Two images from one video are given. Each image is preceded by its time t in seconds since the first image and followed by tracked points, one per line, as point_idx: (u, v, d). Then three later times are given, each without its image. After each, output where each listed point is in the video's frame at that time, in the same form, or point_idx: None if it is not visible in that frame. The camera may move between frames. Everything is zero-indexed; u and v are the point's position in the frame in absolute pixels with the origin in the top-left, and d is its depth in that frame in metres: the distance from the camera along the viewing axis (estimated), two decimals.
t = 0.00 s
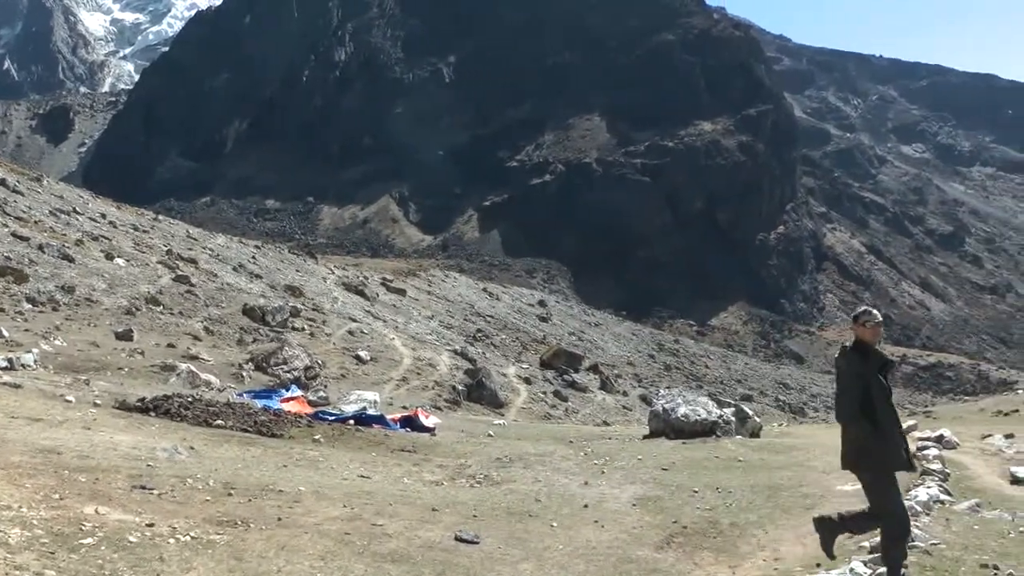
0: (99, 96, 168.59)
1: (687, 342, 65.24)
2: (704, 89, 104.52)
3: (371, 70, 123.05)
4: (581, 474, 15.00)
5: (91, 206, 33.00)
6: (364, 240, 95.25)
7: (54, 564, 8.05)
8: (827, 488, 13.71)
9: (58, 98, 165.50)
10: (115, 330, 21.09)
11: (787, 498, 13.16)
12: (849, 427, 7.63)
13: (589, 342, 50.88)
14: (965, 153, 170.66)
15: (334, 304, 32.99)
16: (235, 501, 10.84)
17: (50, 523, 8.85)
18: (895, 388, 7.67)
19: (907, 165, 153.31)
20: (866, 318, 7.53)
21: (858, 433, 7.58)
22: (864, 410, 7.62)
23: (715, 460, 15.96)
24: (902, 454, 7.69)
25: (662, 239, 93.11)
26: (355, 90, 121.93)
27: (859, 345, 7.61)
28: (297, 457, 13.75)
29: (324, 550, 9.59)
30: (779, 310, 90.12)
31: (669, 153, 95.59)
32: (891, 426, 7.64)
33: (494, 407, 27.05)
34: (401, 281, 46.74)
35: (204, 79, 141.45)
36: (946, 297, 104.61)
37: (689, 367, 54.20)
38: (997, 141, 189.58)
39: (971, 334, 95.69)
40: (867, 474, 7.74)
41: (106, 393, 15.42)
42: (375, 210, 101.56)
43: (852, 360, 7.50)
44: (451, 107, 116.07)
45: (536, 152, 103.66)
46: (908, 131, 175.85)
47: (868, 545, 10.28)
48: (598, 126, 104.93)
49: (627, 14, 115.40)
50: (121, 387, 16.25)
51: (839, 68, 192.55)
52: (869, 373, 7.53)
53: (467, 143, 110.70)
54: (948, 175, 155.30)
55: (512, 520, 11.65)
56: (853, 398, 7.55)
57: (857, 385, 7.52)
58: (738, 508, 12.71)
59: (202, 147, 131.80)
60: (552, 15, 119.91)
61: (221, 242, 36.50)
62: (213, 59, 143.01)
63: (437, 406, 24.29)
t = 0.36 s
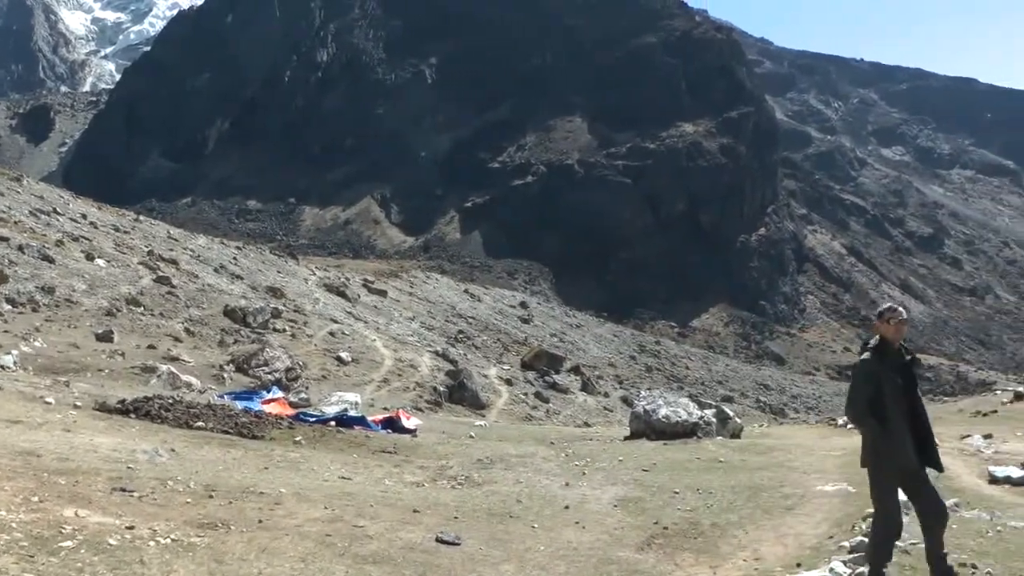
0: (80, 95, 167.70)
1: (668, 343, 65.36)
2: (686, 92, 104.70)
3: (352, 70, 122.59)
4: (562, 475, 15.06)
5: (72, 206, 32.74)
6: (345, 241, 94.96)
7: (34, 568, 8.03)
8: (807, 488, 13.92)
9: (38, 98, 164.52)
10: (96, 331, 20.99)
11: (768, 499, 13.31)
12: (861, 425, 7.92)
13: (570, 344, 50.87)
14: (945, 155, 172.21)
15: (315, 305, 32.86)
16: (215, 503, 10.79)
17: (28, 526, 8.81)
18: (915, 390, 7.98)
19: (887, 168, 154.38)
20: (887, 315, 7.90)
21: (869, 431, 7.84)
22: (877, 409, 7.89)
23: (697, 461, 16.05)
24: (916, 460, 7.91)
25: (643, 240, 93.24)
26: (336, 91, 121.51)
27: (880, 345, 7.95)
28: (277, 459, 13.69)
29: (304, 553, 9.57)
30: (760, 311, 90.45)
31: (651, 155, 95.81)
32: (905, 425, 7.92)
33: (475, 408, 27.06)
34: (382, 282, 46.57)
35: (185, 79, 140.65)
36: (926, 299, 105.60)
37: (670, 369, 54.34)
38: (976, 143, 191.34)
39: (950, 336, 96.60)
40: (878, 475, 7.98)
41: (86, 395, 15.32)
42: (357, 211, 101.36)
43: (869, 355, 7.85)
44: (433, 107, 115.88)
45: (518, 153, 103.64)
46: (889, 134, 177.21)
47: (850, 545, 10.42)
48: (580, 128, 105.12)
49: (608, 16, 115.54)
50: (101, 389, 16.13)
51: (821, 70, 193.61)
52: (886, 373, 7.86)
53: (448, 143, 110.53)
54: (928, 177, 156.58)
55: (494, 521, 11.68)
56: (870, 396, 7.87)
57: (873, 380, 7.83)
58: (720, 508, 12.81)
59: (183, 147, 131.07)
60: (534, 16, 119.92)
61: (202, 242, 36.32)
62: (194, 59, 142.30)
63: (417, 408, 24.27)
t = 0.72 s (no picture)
0: (61, 96, 166.80)
1: (650, 344, 65.59)
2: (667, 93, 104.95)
3: (333, 72, 122.20)
4: (545, 477, 15.08)
5: (53, 208, 32.47)
6: (327, 243, 94.77)
7: (15, 574, 8.03)
8: (789, 488, 14.06)
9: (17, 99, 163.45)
10: (77, 334, 20.90)
11: (750, 498, 13.44)
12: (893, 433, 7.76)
13: (552, 345, 51.01)
14: (925, 157, 173.61)
15: (296, 307, 32.74)
16: (197, 506, 10.77)
17: (8, 532, 8.79)
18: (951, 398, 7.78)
19: (867, 169, 155.61)
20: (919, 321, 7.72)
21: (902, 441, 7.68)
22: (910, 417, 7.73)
23: (678, 462, 16.15)
24: (953, 465, 7.75)
25: (625, 242, 93.14)
26: (318, 92, 121.15)
27: (912, 351, 7.77)
28: (259, 462, 13.67)
29: (287, 556, 9.57)
30: (742, 312, 90.77)
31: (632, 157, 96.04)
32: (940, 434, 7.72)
33: (457, 410, 27.08)
34: (364, 284, 46.47)
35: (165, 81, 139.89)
36: (906, 300, 106.54)
37: (652, 370, 54.58)
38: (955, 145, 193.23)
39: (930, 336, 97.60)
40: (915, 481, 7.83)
41: (67, 398, 15.25)
42: (339, 213, 101.14)
43: (900, 362, 7.69)
44: (414, 109, 115.72)
45: (500, 155, 103.65)
46: (869, 136, 178.75)
47: (830, 545, 10.59)
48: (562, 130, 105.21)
49: (589, 19, 115.60)
50: (82, 392, 16.05)
51: (801, 73, 194.87)
52: (920, 379, 7.68)
53: (430, 145, 110.40)
54: (908, 179, 158.09)
55: (476, 523, 11.71)
56: (902, 405, 7.71)
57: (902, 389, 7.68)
58: (701, 509, 12.90)
59: (164, 149, 130.36)
60: (515, 18, 119.95)
61: (184, 244, 36.12)
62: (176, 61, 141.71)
63: (400, 410, 24.27)
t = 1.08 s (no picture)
0: (35, 97, 165.19)
1: (628, 346, 65.81)
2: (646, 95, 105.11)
3: (311, 73, 121.65)
4: (523, 478, 15.15)
5: (29, 208, 32.12)
6: (304, 244, 94.49)
7: None
8: (768, 488, 14.23)
9: None
10: (54, 336, 20.76)
11: (728, 498, 13.59)
12: (916, 423, 8.09)
13: (530, 347, 51.12)
14: (901, 160, 175.25)
15: (274, 309, 32.59)
16: (174, 508, 10.72)
17: None
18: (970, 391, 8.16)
19: (843, 172, 156.93)
20: (942, 316, 8.07)
21: (925, 434, 8.03)
22: (930, 408, 8.06)
23: (656, 463, 16.27)
24: (971, 460, 8.08)
25: (604, 244, 93.37)
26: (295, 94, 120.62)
27: (937, 344, 8.10)
28: (237, 464, 13.59)
29: (266, 558, 9.56)
30: (721, 313, 91.11)
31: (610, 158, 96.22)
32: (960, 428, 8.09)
33: (435, 412, 27.09)
34: (342, 286, 46.29)
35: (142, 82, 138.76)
36: (882, 301, 107.60)
37: (629, 371, 54.78)
38: (930, 147, 195.36)
39: (905, 337, 98.74)
40: (935, 471, 8.16)
41: (43, 400, 15.14)
42: (317, 214, 100.79)
43: (926, 354, 8.01)
44: (392, 110, 115.39)
45: (478, 156, 103.60)
46: (845, 138, 180.24)
47: (808, 545, 10.71)
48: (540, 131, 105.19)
49: (567, 20, 115.59)
50: (58, 394, 15.94)
51: (777, 76, 196.20)
52: (942, 370, 8.03)
53: (407, 146, 110.15)
54: (883, 182, 159.65)
55: (454, 524, 11.76)
56: (927, 397, 8.03)
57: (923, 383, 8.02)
58: (679, 510, 13.01)
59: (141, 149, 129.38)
60: (495, 20, 119.83)
61: (161, 245, 35.84)
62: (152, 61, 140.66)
63: (378, 411, 24.25)
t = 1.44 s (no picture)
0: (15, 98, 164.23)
1: (610, 347, 66.16)
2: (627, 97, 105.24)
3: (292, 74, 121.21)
4: (504, 480, 15.17)
5: (7, 209, 31.85)
6: (285, 247, 94.25)
7: None
8: (748, 488, 14.34)
9: None
10: (32, 338, 20.62)
11: (709, 499, 13.68)
12: (971, 434, 7.89)
13: (512, 348, 51.22)
14: (881, 162, 176.79)
15: (255, 311, 32.46)
16: (155, 512, 10.66)
17: None
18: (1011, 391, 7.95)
19: (824, 174, 157.96)
20: (977, 319, 7.87)
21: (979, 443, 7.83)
22: (981, 417, 7.85)
23: (637, 465, 16.38)
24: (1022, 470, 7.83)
25: (586, 245, 93.38)
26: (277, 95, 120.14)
27: (978, 353, 7.87)
28: (218, 467, 13.56)
29: (247, 561, 9.53)
30: (701, 315, 91.08)
31: (591, 160, 96.32)
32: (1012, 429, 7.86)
33: (416, 414, 27.13)
34: (323, 287, 46.17)
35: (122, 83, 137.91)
36: (862, 303, 108.52)
37: (611, 373, 55.04)
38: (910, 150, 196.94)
39: (884, 338, 99.65)
40: (984, 483, 7.95)
41: (22, 404, 15.04)
42: (298, 216, 100.59)
43: (968, 365, 7.81)
44: (373, 112, 115.10)
45: (460, 158, 103.48)
46: (825, 140, 181.49)
47: (789, 545, 10.81)
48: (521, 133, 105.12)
49: (548, 21, 115.39)
50: (38, 397, 15.84)
51: (759, 78, 197.26)
52: (986, 380, 7.79)
53: (388, 147, 109.95)
54: (863, 184, 160.78)
55: (435, 527, 11.76)
56: (976, 407, 7.84)
57: (966, 388, 7.84)
58: (660, 511, 13.08)
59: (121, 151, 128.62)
60: (477, 21, 119.64)
61: (142, 247, 35.66)
62: (133, 61, 139.71)
63: (359, 414, 24.24)
